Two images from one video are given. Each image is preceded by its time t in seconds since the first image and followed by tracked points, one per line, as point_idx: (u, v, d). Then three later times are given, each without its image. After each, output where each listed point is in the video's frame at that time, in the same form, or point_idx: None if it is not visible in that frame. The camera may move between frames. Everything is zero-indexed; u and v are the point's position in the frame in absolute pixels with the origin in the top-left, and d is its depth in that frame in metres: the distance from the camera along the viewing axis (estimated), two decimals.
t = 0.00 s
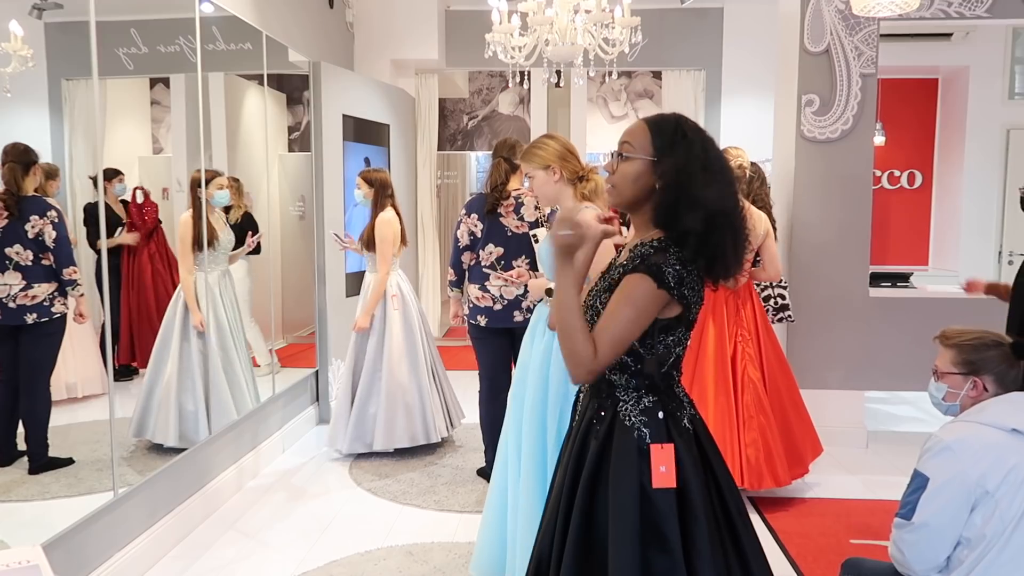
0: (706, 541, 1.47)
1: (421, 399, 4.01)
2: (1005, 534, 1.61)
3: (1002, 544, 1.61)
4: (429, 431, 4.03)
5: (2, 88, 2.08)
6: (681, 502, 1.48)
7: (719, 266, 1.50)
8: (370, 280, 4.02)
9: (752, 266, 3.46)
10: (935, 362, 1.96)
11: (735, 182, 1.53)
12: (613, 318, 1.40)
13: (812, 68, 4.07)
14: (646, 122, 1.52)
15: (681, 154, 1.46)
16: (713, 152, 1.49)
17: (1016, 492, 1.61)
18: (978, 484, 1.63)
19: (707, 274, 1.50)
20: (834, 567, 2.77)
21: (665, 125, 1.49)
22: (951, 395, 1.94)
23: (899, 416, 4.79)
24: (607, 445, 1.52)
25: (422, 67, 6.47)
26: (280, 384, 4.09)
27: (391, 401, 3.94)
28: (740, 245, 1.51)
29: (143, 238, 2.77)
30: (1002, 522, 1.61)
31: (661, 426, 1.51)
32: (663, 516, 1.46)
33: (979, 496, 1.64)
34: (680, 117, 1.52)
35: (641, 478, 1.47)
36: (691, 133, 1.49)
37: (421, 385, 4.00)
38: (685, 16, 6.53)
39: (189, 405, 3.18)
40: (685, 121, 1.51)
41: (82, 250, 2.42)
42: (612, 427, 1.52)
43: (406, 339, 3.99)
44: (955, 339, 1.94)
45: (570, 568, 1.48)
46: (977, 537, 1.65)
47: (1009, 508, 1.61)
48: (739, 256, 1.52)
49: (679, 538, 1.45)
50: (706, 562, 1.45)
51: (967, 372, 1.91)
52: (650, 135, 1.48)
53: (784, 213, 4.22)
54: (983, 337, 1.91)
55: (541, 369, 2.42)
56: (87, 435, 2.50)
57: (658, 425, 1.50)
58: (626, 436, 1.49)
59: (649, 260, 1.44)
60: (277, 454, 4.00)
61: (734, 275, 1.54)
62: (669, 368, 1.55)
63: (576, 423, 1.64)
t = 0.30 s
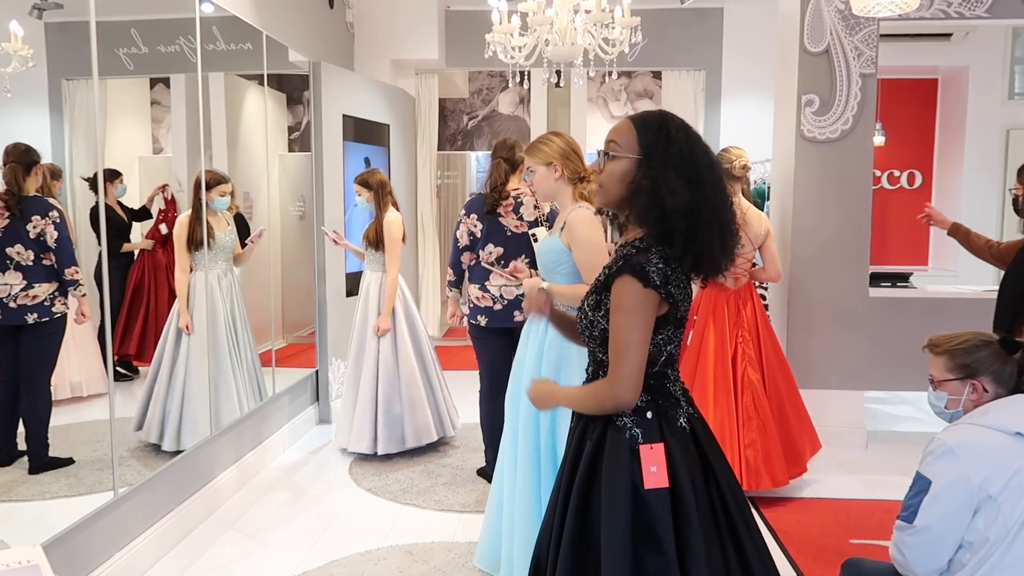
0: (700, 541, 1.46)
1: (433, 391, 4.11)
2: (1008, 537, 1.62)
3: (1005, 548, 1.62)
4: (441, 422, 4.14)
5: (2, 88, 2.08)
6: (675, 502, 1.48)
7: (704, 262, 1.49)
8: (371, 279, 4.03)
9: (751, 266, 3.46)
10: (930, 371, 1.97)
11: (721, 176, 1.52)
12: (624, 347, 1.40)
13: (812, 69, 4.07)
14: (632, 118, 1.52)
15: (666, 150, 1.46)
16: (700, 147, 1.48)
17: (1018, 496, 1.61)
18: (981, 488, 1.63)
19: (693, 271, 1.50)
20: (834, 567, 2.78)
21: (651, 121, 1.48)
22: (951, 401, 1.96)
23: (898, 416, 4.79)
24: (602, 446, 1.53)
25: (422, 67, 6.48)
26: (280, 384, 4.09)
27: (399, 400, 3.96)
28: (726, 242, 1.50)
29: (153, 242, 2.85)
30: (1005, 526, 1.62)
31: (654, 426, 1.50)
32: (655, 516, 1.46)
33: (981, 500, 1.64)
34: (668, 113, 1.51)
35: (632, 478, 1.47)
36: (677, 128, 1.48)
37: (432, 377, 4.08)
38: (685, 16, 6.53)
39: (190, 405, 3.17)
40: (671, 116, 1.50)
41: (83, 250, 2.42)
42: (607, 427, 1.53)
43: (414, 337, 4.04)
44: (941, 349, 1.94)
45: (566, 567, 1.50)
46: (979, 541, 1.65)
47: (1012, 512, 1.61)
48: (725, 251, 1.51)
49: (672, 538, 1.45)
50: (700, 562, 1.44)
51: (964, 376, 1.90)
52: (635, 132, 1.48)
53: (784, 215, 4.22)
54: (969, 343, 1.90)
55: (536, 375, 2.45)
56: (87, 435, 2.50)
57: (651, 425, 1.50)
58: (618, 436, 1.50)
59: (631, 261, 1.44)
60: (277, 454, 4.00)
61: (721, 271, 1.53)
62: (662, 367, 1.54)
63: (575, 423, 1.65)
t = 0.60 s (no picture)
0: (687, 542, 1.46)
1: (435, 388, 4.16)
2: (1004, 536, 1.61)
3: (1001, 546, 1.61)
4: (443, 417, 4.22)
5: (2, 88, 2.08)
6: (661, 504, 1.48)
7: (682, 259, 1.49)
8: (372, 280, 4.03)
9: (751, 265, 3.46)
10: (939, 356, 1.97)
11: (704, 172, 1.51)
12: (600, 349, 1.43)
13: (812, 69, 4.07)
14: (613, 117, 1.53)
15: (642, 148, 1.47)
16: (679, 143, 1.49)
17: (1014, 494, 1.61)
18: (977, 487, 1.63)
19: (672, 269, 1.50)
20: (833, 567, 2.78)
21: (630, 120, 1.49)
22: (947, 391, 1.97)
23: (898, 416, 4.78)
24: (590, 449, 1.54)
25: (422, 67, 6.49)
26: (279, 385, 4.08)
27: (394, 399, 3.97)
28: (708, 238, 1.50)
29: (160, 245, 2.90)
30: (1001, 524, 1.62)
31: (637, 428, 1.51)
32: (641, 518, 1.46)
33: (977, 499, 1.64)
34: (650, 110, 1.52)
35: (619, 481, 1.49)
36: (656, 125, 1.49)
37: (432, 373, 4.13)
38: (685, 17, 6.54)
39: (189, 406, 3.17)
40: (651, 114, 1.51)
41: (83, 251, 2.42)
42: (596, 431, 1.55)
43: (416, 337, 4.09)
44: (960, 338, 1.94)
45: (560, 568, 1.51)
46: (975, 541, 1.65)
47: (1008, 510, 1.61)
48: (706, 248, 1.50)
49: (659, 540, 1.45)
50: (687, 563, 1.45)
51: (970, 372, 1.91)
52: (615, 131, 1.49)
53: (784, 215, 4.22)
54: (990, 341, 1.91)
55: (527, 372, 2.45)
56: (87, 435, 2.50)
57: (638, 429, 1.51)
58: (605, 440, 1.51)
59: (603, 262, 1.46)
60: (277, 454, 4.00)
61: (705, 267, 1.53)
62: (649, 369, 1.54)
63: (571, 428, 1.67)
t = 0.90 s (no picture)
0: (641, 543, 1.44)
1: (428, 392, 4.16)
2: (1002, 535, 1.61)
3: (1000, 546, 1.61)
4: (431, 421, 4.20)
5: (2, 88, 2.08)
6: (620, 501, 1.47)
7: (649, 260, 1.45)
8: (371, 281, 4.01)
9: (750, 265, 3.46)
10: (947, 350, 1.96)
11: (688, 174, 1.48)
12: (553, 343, 1.47)
13: (811, 69, 4.07)
14: (603, 120, 1.55)
15: (618, 149, 1.48)
16: (662, 144, 1.48)
17: (1012, 493, 1.61)
18: (975, 486, 1.63)
19: (648, 270, 1.47)
20: (833, 567, 2.78)
21: (616, 122, 1.51)
22: (947, 383, 1.98)
23: (898, 416, 4.78)
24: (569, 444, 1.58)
25: (422, 67, 6.49)
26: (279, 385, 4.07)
27: (393, 399, 3.97)
28: (687, 239, 1.45)
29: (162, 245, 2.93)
30: (999, 523, 1.61)
31: (603, 423, 1.52)
32: (597, 511, 1.47)
33: (975, 498, 1.64)
34: (638, 112, 1.53)
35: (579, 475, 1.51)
36: (639, 126, 1.49)
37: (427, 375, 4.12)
38: (685, 17, 6.54)
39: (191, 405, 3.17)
40: (638, 114, 1.51)
41: (82, 250, 2.42)
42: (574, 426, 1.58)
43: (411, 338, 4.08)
44: (973, 334, 1.94)
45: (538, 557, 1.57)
46: (974, 540, 1.64)
47: (1006, 509, 1.61)
48: (679, 249, 1.45)
49: (613, 538, 1.45)
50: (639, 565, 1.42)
51: (972, 368, 1.91)
52: (601, 134, 1.52)
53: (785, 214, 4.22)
54: (1001, 342, 1.90)
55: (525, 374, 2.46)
56: (87, 435, 2.50)
57: (604, 423, 1.52)
58: (574, 434, 1.54)
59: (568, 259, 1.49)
60: (277, 454, 4.00)
61: (686, 270, 1.48)
62: (626, 367, 1.52)
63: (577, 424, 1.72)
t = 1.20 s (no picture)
0: (597, 537, 1.45)
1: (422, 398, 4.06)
2: (1002, 535, 1.61)
3: (999, 546, 1.61)
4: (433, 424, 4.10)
5: (2, 88, 2.08)
6: (584, 492, 1.49)
7: (642, 256, 1.45)
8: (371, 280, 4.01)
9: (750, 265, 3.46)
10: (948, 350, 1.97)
11: (685, 172, 1.47)
12: (542, 329, 1.52)
13: (811, 69, 4.07)
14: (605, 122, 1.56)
15: (615, 149, 1.49)
16: (659, 142, 1.47)
17: (1012, 492, 1.61)
18: (974, 485, 1.63)
19: (643, 267, 1.47)
20: (833, 567, 2.78)
21: (615, 122, 1.52)
22: (948, 382, 1.98)
23: (898, 416, 4.78)
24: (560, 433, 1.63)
25: (422, 67, 6.49)
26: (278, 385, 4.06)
27: (392, 400, 3.95)
28: (681, 235, 1.44)
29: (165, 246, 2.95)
30: (999, 524, 1.61)
31: (586, 414, 1.55)
32: (564, 499, 1.50)
33: (975, 497, 1.64)
34: (639, 112, 1.53)
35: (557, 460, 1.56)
36: (637, 125, 1.49)
37: (423, 380, 4.04)
38: (684, 17, 6.55)
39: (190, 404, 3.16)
40: (637, 114, 1.51)
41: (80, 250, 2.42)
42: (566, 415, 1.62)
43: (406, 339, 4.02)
44: (975, 334, 1.94)
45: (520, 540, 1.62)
46: (974, 540, 1.64)
47: (1006, 508, 1.61)
48: (672, 245, 1.44)
49: (572, 527, 1.47)
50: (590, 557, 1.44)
51: (973, 366, 1.91)
52: (602, 135, 1.53)
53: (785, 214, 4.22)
54: (1004, 343, 1.90)
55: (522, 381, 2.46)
56: (87, 435, 2.50)
57: (585, 413, 1.56)
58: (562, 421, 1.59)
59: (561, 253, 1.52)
60: (277, 454, 4.00)
61: (681, 267, 1.46)
62: (614, 361, 1.54)
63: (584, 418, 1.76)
